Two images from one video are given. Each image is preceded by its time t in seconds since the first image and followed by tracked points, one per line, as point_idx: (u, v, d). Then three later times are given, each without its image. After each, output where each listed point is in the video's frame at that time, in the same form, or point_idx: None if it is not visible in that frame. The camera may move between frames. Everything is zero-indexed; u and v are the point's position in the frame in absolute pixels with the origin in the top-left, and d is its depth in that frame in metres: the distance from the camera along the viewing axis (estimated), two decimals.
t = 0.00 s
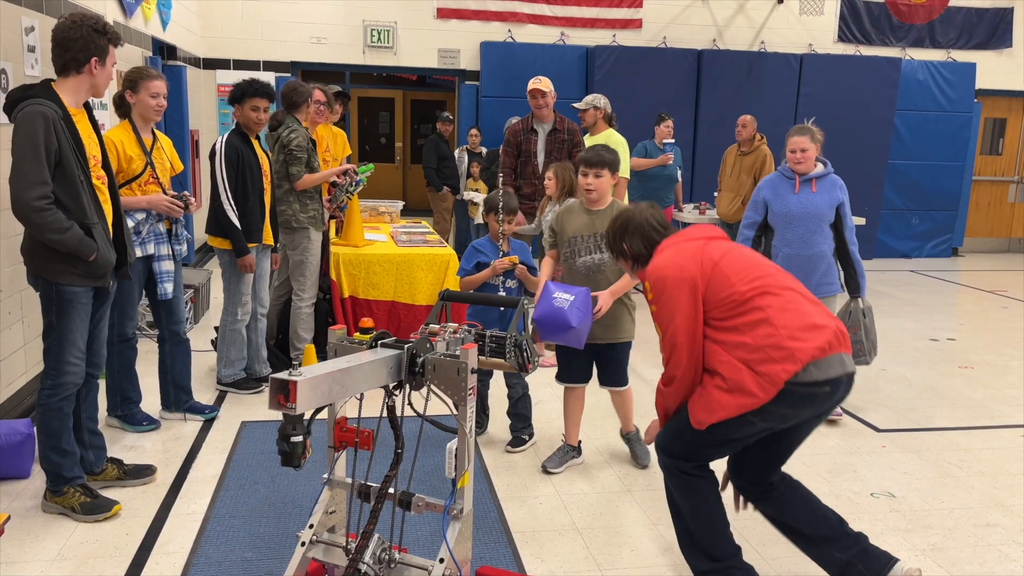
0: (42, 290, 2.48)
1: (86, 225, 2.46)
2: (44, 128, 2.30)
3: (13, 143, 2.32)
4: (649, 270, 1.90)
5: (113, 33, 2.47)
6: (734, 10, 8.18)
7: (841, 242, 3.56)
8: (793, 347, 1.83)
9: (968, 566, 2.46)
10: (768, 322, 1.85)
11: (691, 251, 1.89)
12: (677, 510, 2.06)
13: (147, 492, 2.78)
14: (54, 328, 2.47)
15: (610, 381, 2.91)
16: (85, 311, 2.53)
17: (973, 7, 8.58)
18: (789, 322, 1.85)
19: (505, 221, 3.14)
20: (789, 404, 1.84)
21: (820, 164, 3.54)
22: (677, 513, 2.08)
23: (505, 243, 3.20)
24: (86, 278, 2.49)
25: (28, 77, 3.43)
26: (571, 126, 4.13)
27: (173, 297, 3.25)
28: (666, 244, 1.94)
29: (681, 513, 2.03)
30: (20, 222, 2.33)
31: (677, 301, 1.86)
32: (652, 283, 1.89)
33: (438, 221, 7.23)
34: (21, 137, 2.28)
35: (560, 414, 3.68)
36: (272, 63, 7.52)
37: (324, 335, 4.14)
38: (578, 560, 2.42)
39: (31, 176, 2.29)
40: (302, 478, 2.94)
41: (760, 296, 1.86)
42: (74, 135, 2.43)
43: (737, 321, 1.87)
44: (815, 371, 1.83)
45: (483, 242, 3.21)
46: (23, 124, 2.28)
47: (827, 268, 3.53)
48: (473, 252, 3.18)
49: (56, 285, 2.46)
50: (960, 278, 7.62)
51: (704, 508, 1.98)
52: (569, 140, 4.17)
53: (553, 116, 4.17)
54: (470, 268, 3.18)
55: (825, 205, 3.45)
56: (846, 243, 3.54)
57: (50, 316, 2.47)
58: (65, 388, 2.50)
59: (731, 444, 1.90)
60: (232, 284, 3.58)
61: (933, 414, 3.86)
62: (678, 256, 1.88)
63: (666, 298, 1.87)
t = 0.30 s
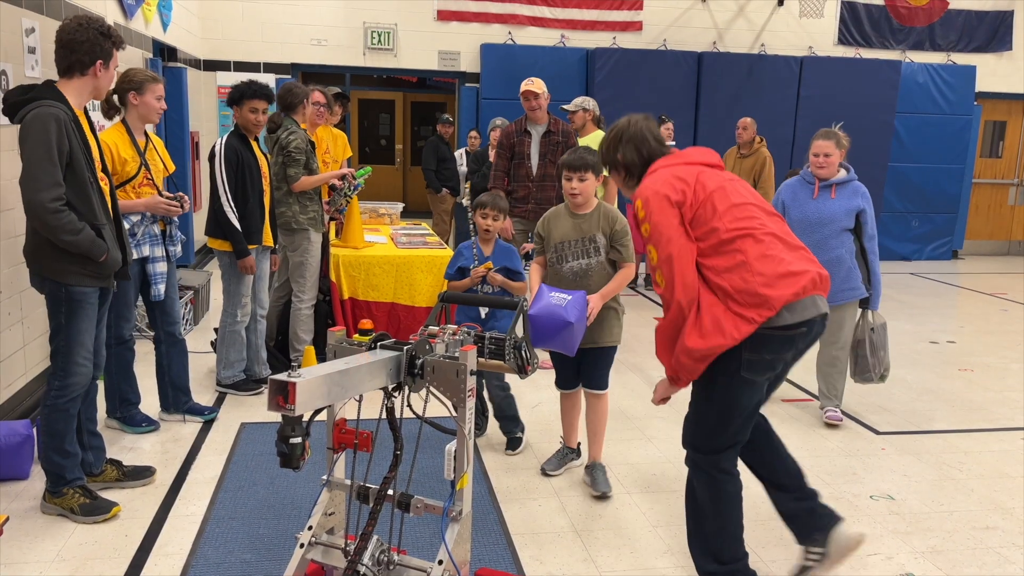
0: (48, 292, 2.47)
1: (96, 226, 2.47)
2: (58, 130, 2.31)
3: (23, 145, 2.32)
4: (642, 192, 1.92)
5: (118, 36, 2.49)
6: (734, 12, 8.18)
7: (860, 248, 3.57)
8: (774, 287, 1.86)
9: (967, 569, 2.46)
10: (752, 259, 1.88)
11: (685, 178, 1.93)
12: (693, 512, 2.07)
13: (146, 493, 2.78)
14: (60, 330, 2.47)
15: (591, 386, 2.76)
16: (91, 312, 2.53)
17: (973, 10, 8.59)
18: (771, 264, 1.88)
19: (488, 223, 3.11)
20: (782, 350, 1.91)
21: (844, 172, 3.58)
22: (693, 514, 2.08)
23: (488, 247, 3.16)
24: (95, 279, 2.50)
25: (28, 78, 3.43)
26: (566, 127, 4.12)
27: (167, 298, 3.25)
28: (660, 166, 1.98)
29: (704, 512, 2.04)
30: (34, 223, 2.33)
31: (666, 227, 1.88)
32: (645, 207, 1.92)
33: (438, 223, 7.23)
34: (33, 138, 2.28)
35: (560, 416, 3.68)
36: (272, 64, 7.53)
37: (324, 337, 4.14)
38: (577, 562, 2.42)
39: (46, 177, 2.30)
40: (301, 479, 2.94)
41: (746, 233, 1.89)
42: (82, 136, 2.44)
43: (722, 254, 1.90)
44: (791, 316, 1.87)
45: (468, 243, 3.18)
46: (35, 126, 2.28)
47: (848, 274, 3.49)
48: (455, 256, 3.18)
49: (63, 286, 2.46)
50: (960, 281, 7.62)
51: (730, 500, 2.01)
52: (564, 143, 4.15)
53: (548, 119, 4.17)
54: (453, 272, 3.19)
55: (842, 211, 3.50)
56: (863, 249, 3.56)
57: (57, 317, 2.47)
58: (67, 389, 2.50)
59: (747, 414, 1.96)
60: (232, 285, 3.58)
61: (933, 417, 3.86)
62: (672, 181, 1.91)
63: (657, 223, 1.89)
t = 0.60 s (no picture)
0: (48, 293, 2.48)
1: (94, 227, 2.47)
2: (54, 131, 2.31)
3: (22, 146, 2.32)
4: (675, 142, 1.88)
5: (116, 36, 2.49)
6: (734, 15, 8.19)
7: (868, 254, 3.55)
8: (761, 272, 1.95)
9: (967, 572, 2.46)
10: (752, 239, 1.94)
11: (712, 142, 1.91)
12: (698, 507, 2.11)
13: (146, 495, 2.78)
14: (59, 331, 2.48)
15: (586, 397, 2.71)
16: (91, 314, 2.53)
17: (974, 13, 8.60)
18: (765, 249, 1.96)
19: (476, 227, 3.07)
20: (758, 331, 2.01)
21: (861, 175, 3.54)
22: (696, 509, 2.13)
23: (478, 251, 3.15)
24: (94, 281, 2.50)
25: (29, 79, 3.43)
26: (553, 127, 4.22)
27: (168, 298, 3.25)
28: (687, 121, 1.97)
29: (710, 505, 2.09)
30: (31, 225, 2.33)
31: (696, 181, 1.85)
32: (674, 155, 1.87)
33: (438, 225, 7.23)
34: (30, 139, 2.28)
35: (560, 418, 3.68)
36: (273, 66, 7.54)
37: (324, 339, 4.14)
38: (577, 565, 2.42)
39: (42, 178, 2.29)
40: (301, 481, 2.94)
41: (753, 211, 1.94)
42: (80, 137, 2.43)
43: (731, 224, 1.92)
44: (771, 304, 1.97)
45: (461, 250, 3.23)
46: (31, 128, 2.28)
47: (851, 279, 3.51)
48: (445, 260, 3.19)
49: (63, 287, 2.46)
50: (960, 284, 7.62)
51: (734, 492, 2.07)
52: (550, 142, 4.25)
53: (533, 120, 4.25)
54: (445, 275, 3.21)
55: (851, 216, 3.50)
56: (874, 255, 3.52)
57: (57, 318, 2.48)
58: (68, 391, 2.50)
59: (740, 402, 2.04)
60: (232, 287, 3.58)
61: (933, 420, 3.85)
62: (703, 138, 1.91)
63: (688, 175, 1.86)
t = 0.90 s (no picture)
0: (47, 295, 2.49)
1: (90, 229, 2.46)
2: (47, 133, 2.31)
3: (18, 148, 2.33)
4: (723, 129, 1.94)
5: (117, 39, 2.49)
6: (737, 18, 8.19)
7: (868, 259, 3.52)
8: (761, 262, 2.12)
9: None
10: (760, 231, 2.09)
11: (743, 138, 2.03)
12: (690, 489, 2.17)
13: (147, 496, 2.79)
14: (57, 332, 2.48)
15: (593, 408, 2.70)
16: (90, 316, 2.53)
17: (977, 17, 8.60)
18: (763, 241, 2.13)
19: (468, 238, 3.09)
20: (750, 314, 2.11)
21: (866, 178, 3.50)
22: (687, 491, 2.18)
23: (471, 264, 3.18)
24: (90, 282, 2.49)
25: (32, 81, 3.45)
26: (544, 130, 4.24)
27: (172, 299, 3.27)
28: (715, 110, 2.05)
29: (701, 487, 2.14)
30: (24, 227, 2.34)
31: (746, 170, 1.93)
32: (724, 141, 1.92)
33: (441, 227, 7.23)
34: (25, 141, 2.28)
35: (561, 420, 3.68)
36: (276, 69, 7.55)
37: (325, 341, 4.14)
38: (578, 567, 2.42)
39: (34, 180, 2.30)
40: (303, 483, 2.94)
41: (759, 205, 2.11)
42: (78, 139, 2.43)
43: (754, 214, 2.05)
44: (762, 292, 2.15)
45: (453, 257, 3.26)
46: (26, 129, 2.29)
47: (846, 284, 3.52)
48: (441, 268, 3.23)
49: (61, 289, 2.46)
50: (963, 287, 7.61)
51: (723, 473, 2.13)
52: (540, 145, 4.27)
53: (524, 122, 4.24)
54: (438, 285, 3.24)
55: (849, 219, 3.48)
56: (872, 260, 3.49)
57: (56, 319, 2.48)
58: (69, 392, 2.51)
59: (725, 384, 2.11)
60: (234, 290, 3.58)
61: (936, 423, 3.85)
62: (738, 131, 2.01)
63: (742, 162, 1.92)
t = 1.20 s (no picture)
0: (44, 296, 2.50)
1: (84, 230, 2.46)
2: (40, 134, 2.31)
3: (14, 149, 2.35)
4: (750, 138, 1.98)
5: (104, 35, 2.42)
6: (740, 21, 8.19)
7: (860, 260, 3.50)
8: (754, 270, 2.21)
9: None
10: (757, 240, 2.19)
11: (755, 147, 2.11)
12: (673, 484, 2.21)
13: (150, 498, 2.79)
14: (55, 334, 2.48)
15: (593, 414, 2.68)
16: (88, 317, 2.53)
17: (980, 20, 8.59)
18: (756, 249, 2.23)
19: (459, 243, 3.06)
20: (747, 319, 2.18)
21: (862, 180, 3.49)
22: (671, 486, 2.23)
23: (464, 269, 3.16)
24: (86, 284, 2.49)
25: (37, 84, 3.46)
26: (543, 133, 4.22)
27: (174, 300, 3.27)
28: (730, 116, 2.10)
29: (685, 482, 2.19)
30: (17, 228, 2.35)
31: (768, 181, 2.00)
32: (752, 150, 1.97)
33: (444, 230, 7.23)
34: (19, 142, 2.29)
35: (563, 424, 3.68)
36: (280, 71, 7.57)
37: (328, 343, 4.15)
38: (580, 570, 2.41)
39: (27, 181, 2.30)
40: (305, 485, 2.94)
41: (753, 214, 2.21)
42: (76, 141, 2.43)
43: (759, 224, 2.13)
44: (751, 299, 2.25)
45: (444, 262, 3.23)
46: (20, 130, 2.30)
47: (838, 285, 3.51)
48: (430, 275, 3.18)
49: (56, 290, 2.47)
50: (967, 291, 7.59)
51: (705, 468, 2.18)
52: (539, 148, 4.26)
53: (523, 125, 4.24)
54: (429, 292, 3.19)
55: (842, 219, 3.48)
56: (865, 262, 3.47)
57: (52, 321, 2.49)
58: (70, 393, 2.51)
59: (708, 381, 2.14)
60: (237, 292, 3.59)
61: (940, 427, 3.84)
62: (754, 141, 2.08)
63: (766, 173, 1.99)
